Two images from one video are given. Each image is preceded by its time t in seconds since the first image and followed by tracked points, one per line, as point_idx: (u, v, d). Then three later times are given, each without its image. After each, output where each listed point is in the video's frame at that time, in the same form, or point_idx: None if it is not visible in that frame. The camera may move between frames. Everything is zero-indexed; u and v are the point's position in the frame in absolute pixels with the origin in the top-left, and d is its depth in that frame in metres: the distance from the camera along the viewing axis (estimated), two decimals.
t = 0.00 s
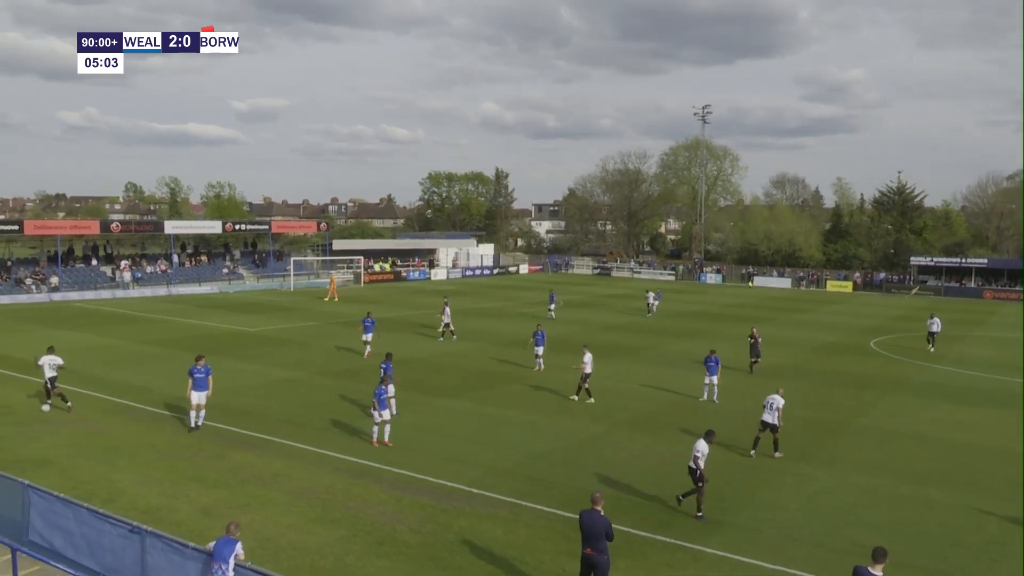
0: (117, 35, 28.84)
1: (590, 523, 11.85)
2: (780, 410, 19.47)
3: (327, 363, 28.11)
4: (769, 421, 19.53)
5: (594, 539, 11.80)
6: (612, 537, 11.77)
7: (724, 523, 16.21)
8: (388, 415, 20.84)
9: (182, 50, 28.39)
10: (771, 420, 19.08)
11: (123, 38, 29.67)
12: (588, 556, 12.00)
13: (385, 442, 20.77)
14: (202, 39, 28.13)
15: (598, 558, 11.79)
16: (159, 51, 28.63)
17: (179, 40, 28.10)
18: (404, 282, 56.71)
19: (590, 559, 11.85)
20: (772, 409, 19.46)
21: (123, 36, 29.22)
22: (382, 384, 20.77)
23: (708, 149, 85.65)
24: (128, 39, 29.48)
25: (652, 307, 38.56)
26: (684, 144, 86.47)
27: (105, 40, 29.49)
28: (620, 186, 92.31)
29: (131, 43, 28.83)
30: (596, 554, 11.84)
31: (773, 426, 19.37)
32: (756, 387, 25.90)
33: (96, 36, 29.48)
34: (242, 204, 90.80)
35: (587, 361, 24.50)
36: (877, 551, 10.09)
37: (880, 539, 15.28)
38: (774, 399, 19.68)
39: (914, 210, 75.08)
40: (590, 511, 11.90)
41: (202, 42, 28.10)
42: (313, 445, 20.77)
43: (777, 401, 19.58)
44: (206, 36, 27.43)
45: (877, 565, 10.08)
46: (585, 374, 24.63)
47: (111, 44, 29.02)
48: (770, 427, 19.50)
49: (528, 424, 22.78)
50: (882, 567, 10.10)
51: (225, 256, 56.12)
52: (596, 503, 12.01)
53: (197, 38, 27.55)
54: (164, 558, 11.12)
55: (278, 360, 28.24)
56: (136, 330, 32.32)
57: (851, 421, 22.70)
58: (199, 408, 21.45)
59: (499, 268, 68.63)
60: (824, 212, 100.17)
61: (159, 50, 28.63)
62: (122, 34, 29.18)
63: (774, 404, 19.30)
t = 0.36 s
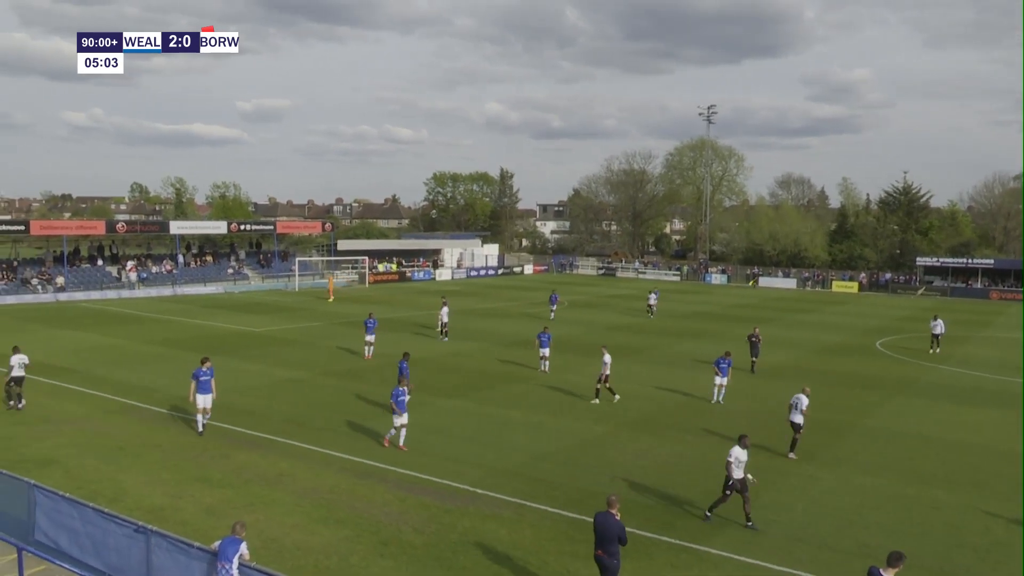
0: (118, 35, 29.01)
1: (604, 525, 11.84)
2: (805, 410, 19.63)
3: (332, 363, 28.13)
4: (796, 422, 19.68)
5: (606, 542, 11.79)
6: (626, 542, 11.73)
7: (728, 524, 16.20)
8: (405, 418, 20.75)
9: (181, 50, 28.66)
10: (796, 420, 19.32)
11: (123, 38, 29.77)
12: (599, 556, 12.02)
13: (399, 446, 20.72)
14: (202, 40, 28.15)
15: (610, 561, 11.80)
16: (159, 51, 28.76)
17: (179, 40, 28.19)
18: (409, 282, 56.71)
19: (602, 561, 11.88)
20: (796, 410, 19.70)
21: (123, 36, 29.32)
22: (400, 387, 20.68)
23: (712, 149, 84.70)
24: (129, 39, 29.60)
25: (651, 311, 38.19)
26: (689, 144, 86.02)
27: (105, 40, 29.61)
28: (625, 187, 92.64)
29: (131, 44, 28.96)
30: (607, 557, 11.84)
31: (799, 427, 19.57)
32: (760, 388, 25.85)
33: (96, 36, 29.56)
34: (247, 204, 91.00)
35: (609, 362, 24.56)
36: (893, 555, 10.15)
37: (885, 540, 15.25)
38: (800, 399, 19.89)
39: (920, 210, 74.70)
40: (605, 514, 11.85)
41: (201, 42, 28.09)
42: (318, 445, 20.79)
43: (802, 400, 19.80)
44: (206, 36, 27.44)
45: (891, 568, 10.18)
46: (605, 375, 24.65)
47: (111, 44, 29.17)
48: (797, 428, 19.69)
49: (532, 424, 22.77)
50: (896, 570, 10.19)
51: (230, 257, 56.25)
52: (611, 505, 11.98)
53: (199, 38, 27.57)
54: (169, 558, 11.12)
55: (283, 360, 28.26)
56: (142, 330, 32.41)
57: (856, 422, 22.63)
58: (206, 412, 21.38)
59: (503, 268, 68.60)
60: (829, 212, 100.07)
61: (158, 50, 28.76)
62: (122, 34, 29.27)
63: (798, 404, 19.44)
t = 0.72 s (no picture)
0: (118, 35, 29.17)
1: (610, 524, 11.83)
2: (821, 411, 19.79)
3: (328, 363, 28.08)
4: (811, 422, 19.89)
5: (611, 540, 11.78)
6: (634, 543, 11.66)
7: (724, 524, 16.20)
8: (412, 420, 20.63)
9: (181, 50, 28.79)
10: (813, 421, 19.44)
11: (123, 38, 29.80)
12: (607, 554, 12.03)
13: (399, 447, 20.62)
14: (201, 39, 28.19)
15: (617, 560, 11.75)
16: (159, 51, 28.85)
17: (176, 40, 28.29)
18: (406, 282, 56.66)
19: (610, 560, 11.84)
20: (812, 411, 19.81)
21: (123, 36, 29.40)
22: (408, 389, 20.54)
23: (709, 149, 85.49)
24: (128, 39, 29.64)
25: (645, 315, 38.09)
26: (686, 144, 86.45)
27: (106, 39, 29.68)
28: (621, 187, 92.56)
29: (132, 44, 29.00)
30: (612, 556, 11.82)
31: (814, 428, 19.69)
32: (756, 388, 25.86)
33: (96, 36, 29.62)
34: (243, 204, 90.92)
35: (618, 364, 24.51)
36: (900, 554, 10.17)
37: (881, 540, 15.27)
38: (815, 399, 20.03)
39: (915, 210, 75.61)
40: (614, 514, 11.79)
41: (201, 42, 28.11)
42: (315, 445, 20.76)
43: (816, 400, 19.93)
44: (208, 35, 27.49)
45: (895, 568, 10.20)
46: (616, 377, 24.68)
47: (112, 44, 29.28)
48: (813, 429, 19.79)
49: (529, 425, 22.76)
50: (900, 570, 10.21)
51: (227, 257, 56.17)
52: (623, 505, 11.88)
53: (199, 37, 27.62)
54: (165, 559, 11.10)
55: (279, 360, 28.22)
56: (138, 330, 32.35)
57: (854, 422, 22.62)
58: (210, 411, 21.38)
59: (500, 268, 68.57)
60: (824, 212, 100.46)
61: (158, 50, 28.86)
62: (122, 34, 29.30)
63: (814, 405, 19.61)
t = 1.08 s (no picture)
0: (120, 36, 28.84)
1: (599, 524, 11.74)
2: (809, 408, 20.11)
3: (300, 365, 27.85)
4: (799, 420, 20.16)
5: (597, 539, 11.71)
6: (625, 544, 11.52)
7: (697, 522, 16.31)
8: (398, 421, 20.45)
9: (182, 50, 28.53)
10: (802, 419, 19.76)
11: (124, 39, 29.44)
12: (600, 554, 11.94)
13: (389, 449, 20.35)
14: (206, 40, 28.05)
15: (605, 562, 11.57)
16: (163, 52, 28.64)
17: (181, 40, 28.14)
18: (378, 282, 56.41)
19: (599, 562, 11.65)
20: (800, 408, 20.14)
21: (123, 36, 29.05)
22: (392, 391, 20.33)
23: (680, 149, 86.28)
24: (130, 39, 29.23)
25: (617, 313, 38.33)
26: (658, 145, 87.42)
27: (108, 40, 29.30)
28: (593, 187, 92.73)
29: (133, 44, 28.70)
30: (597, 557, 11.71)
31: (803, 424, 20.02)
32: (728, 387, 26.06)
33: (97, 36, 29.28)
34: (213, 204, 89.95)
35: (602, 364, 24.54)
36: (887, 548, 10.30)
37: (851, 536, 15.47)
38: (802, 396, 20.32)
39: (883, 210, 76.34)
40: (606, 516, 11.59)
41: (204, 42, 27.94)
42: (287, 447, 20.56)
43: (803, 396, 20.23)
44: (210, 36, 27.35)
45: (882, 563, 10.28)
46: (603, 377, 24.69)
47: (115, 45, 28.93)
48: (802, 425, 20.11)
49: (502, 425, 22.74)
50: (887, 565, 10.29)
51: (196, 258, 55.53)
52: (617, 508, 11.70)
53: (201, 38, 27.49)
54: (133, 563, 10.92)
55: (251, 362, 27.96)
56: (106, 332, 31.83)
57: (823, 420, 22.90)
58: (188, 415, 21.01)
59: (473, 268, 68.56)
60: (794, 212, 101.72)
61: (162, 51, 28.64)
62: (122, 34, 28.97)
63: (801, 403, 19.91)
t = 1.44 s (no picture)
0: (120, 36, 28.47)
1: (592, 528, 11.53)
2: (780, 403, 20.50)
3: (257, 367, 27.46)
4: (773, 415, 20.54)
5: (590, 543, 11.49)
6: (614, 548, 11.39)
7: (657, 519, 16.42)
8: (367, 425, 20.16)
9: (182, 50, 27.97)
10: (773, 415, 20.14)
11: (123, 39, 28.90)
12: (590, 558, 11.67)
13: (356, 455, 20.06)
14: (204, 40, 27.81)
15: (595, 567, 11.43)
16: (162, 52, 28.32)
17: (181, 39, 27.95)
18: (336, 283, 55.95)
19: (587, 565, 11.52)
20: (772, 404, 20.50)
21: (123, 36, 28.48)
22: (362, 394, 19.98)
23: (638, 150, 87.05)
24: (130, 38, 28.72)
25: (577, 313, 38.55)
26: (616, 146, 88.26)
27: (107, 40, 28.85)
28: (553, 187, 93.30)
29: (133, 44, 28.20)
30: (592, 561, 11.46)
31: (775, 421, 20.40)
32: (687, 385, 26.32)
33: (96, 36, 28.72)
34: (167, 205, 88.14)
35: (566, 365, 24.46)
36: (865, 547, 10.28)
37: (805, 530, 15.73)
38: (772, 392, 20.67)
39: (835, 210, 78.82)
40: (594, 520, 11.43)
41: (203, 42, 27.72)
42: (245, 451, 20.26)
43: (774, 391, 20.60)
44: (208, 37, 27.23)
45: (860, 562, 10.24)
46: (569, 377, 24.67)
47: (114, 44, 28.55)
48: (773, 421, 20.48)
49: (464, 425, 22.67)
50: (865, 563, 10.25)
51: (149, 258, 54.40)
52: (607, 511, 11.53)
53: (201, 38, 27.35)
54: (84, 572, 10.66)
55: (206, 364, 27.47)
56: (55, 335, 31.02)
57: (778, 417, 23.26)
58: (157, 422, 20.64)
59: (432, 269, 68.32)
60: (750, 211, 103.40)
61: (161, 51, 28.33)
62: (122, 34, 28.43)
63: (774, 398, 20.28)
